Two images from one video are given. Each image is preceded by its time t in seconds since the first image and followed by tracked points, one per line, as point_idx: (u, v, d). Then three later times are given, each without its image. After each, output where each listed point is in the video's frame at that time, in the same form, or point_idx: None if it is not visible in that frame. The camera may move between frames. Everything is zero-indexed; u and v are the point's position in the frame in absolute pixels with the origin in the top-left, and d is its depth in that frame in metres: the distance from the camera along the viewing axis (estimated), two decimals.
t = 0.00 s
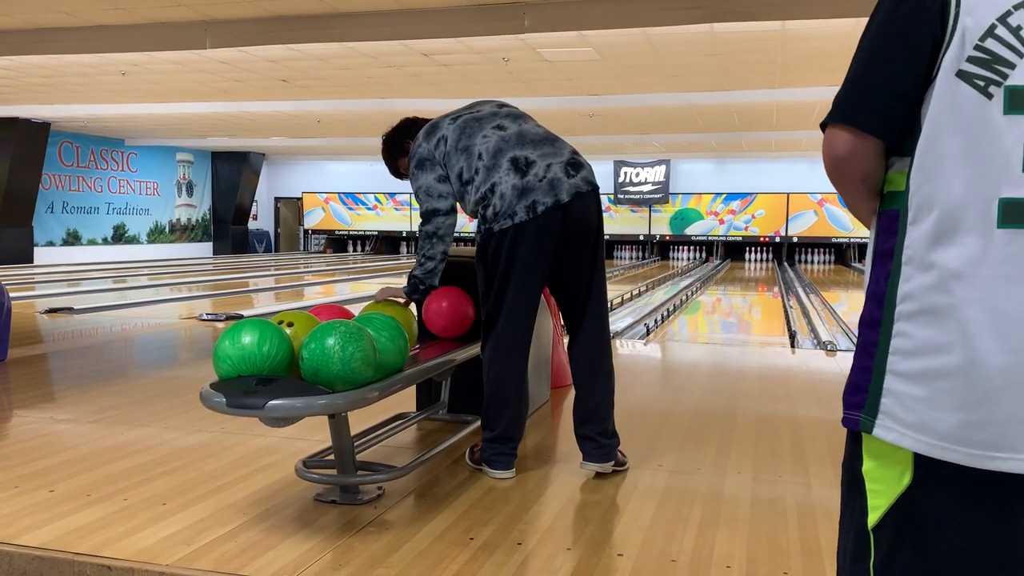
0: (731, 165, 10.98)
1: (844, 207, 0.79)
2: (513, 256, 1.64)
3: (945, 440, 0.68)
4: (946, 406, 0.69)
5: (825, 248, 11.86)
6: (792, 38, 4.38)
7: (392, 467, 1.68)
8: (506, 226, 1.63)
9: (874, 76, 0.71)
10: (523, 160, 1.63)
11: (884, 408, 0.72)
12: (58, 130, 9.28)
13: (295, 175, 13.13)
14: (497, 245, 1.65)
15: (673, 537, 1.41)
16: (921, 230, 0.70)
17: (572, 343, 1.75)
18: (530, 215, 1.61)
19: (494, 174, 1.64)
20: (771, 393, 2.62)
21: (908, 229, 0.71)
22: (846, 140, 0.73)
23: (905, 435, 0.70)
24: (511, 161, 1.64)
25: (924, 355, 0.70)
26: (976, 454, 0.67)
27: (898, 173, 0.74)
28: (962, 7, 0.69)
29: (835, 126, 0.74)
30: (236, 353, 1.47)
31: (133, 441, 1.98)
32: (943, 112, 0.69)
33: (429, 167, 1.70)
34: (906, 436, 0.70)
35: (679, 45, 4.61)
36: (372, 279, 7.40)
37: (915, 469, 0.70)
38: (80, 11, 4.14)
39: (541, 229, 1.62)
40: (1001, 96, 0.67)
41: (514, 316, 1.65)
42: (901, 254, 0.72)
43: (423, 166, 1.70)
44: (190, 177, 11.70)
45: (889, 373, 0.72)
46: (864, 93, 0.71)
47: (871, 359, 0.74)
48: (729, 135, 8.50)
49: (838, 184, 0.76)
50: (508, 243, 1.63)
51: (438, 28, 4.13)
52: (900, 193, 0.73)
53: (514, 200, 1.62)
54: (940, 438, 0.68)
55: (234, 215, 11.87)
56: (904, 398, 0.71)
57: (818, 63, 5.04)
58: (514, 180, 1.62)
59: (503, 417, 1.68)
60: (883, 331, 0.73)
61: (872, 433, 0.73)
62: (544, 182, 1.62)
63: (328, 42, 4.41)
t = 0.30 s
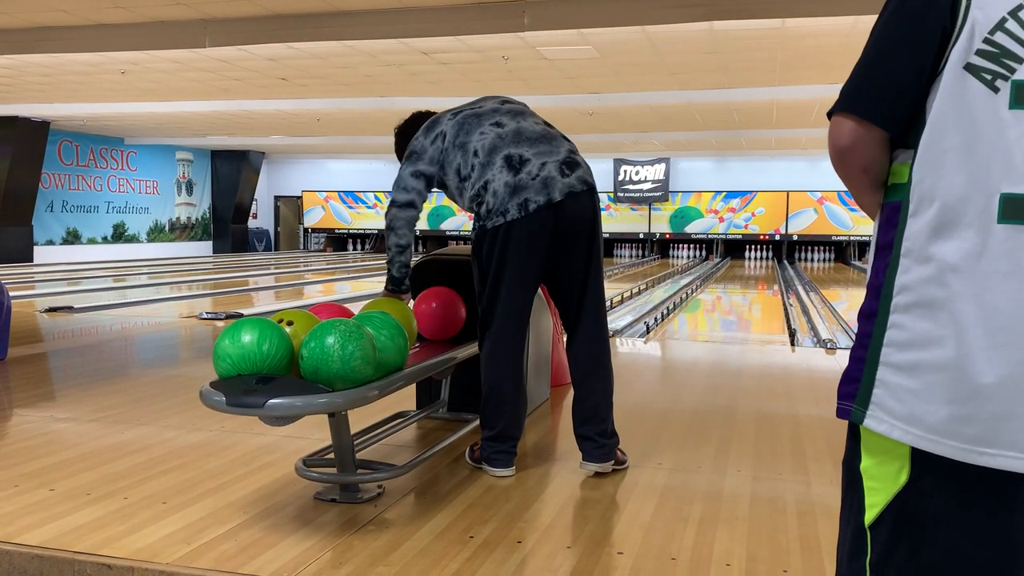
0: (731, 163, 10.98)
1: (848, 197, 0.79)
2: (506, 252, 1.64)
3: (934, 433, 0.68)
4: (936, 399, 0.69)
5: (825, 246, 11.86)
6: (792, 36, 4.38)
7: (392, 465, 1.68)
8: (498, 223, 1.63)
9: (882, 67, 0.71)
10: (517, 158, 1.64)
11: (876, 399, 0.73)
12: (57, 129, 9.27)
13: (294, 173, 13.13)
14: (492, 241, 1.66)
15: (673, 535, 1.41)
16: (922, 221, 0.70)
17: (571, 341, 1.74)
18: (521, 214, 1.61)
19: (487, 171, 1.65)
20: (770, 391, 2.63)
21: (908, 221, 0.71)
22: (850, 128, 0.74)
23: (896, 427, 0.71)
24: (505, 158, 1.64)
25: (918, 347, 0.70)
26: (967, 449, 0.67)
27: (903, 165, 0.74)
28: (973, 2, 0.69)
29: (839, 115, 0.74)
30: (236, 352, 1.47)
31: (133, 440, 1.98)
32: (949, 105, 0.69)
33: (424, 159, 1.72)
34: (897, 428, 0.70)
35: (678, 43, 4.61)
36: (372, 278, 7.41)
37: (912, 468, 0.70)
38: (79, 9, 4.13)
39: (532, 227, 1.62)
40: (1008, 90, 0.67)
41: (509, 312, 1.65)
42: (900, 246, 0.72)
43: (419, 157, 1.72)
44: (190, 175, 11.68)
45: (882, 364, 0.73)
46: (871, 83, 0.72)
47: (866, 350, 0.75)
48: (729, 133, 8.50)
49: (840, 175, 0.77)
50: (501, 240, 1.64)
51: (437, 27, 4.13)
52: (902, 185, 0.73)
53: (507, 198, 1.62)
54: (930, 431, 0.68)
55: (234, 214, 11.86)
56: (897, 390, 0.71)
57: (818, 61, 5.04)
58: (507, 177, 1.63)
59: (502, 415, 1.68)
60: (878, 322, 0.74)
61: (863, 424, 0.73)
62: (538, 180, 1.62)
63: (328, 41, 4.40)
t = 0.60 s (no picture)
0: (731, 161, 10.97)
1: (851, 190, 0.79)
2: (503, 248, 1.63)
3: (935, 429, 0.68)
4: (937, 394, 0.69)
5: (825, 244, 11.86)
6: (792, 34, 4.38)
7: (392, 464, 1.68)
8: (494, 220, 1.63)
9: (895, 56, 0.71)
10: (514, 156, 1.64)
11: (877, 392, 0.73)
12: (57, 127, 9.27)
13: (294, 172, 13.13)
14: (487, 238, 1.66)
15: (673, 533, 1.41)
16: (930, 214, 0.70)
17: (570, 339, 1.74)
18: (517, 211, 1.61)
19: (484, 169, 1.66)
20: (770, 389, 2.63)
21: (916, 213, 0.71)
22: (858, 117, 0.73)
23: (898, 423, 0.71)
24: (501, 156, 1.65)
25: (921, 341, 0.70)
26: (967, 445, 0.67)
27: (909, 156, 0.74)
28: None
29: (847, 103, 0.74)
30: (236, 350, 1.47)
31: (133, 439, 1.98)
32: (960, 97, 0.69)
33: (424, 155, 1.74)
34: (898, 423, 0.71)
35: (678, 41, 4.61)
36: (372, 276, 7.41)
37: (914, 465, 0.70)
38: (79, 8, 4.12)
39: (527, 224, 1.62)
40: (1021, 83, 0.67)
41: (508, 308, 1.65)
42: (906, 238, 0.72)
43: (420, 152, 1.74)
44: (190, 174, 11.68)
45: (885, 358, 0.73)
46: (881, 73, 0.71)
47: (868, 343, 0.75)
48: (728, 131, 8.49)
49: (847, 166, 0.76)
50: (496, 238, 1.64)
51: (438, 25, 4.14)
52: (910, 176, 0.73)
53: (502, 195, 1.62)
54: (931, 426, 0.69)
55: (233, 213, 11.86)
56: (899, 383, 0.72)
57: (818, 59, 5.04)
58: (502, 175, 1.63)
59: (502, 415, 1.68)
60: (882, 315, 0.74)
61: (864, 418, 0.73)
62: (534, 178, 1.62)
63: (327, 39, 4.40)
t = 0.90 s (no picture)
0: (731, 159, 10.96)
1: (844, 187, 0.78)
2: (501, 246, 1.63)
3: (943, 432, 0.68)
4: (946, 397, 0.69)
5: (825, 242, 11.85)
6: (793, 32, 4.37)
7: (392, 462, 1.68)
8: (492, 218, 1.63)
9: (901, 51, 0.70)
10: (514, 153, 1.64)
11: (882, 395, 0.72)
12: (57, 126, 9.26)
13: (294, 170, 13.12)
14: (485, 236, 1.66)
15: (673, 532, 1.41)
16: (938, 214, 0.70)
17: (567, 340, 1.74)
18: (514, 209, 1.61)
19: (483, 165, 1.66)
20: (770, 388, 2.62)
21: (921, 212, 0.71)
22: (862, 115, 0.72)
23: (903, 425, 0.70)
24: (502, 152, 1.65)
25: (927, 344, 0.70)
26: (974, 448, 0.67)
27: (912, 154, 0.73)
28: None
29: (850, 101, 0.73)
30: (235, 349, 1.47)
31: (133, 437, 1.98)
32: (969, 94, 0.69)
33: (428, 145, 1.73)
34: (904, 425, 0.70)
35: (678, 40, 4.60)
36: (372, 275, 7.40)
37: (902, 458, 0.71)
38: (78, 6, 4.12)
39: (525, 222, 1.62)
40: None
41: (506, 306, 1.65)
42: (911, 238, 0.71)
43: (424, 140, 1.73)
44: (190, 173, 11.67)
45: (891, 360, 0.72)
46: (891, 67, 0.70)
47: (872, 344, 0.74)
48: (729, 130, 8.48)
49: (845, 164, 0.75)
50: (494, 238, 1.64)
51: (438, 24, 4.14)
52: (913, 175, 0.72)
53: (501, 192, 1.62)
54: (937, 429, 0.68)
55: (233, 211, 11.85)
56: (905, 386, 0.71)
57: (819, 57, 5.02)
58: (501, 172, 1.63)
59: (500, 414, 1.69)
60: (886, 317, 0.73)
61: (867, 420, 0.72)
62: (533, 178, 1.62)
63: (327, 37, 4.39)
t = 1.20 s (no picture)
0: (732, 158, 10.95)
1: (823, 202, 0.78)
2: (505, 250, 1.63)
3: (940, 442, 0.68)
4: (938, 407, 0.69)
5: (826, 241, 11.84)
6: (793, 31, 4.37)
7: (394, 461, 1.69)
8: (501, 216, 1.62)
9: (859, 72, 0.70)
10: (522, 152, 1.64)
11: (877, 408, 0.72)
12: (57, 125, 9.26)
13: (294, 170, 13.13)
14: (493, 234, 1.64)
15: (674, 532, 1.41)
16: (911, 228, 0.70)
17: (569, 342, 1.74)
18: (525, 207, 1.60)
19: (492, 163, 1.64)
20: (771, 387, 2.62)
21: (894, 227, 0.71)
22: (827, 138, 0.73)
23: (900, 436, 0.70)
24: (511, 151, 1.64)
25: (913, 356, 0.70)
26: (972, 456, 0.67)
27: (880, 167, 0.73)
28: None
29: (814, 125, 0.73)
30: (237, 348, 1.47)
31: (134, 436, 1.98)
32: (930, 109, 0.69)
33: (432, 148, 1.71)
34: (899, 437, 0.70)
35: (678, 39, 4.60)
36: (373, 274, 7.40)
37: (895, 460, 0.71)
38: (79, 5, 4.12)
39: (535, 221, 1.61)
40: (991, 91, 0.67)
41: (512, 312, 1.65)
42: (887, 252, 0.72)
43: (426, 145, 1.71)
44: (191, 172, 11.67)
45: (881, 374, 0.72)
46: (848, 92, 0.71)
47: (860, 358, 0.74)
48: (729, 129, 8.48)
49: (819, 183, 0.76)
50: (501, 234, 1.63)
51: (438, 23, 4.15)
52: (882, 189, 0.72)
53: (511, 190, 1.61)
54: (932, 438, 0.68)
55: (234, 210, 11.85)
56: (897, 399, 0.71)
57: (819, 56, 5.02)
58: (512, 169, 1.62)
59: (500, 414, 1.69)
60: (870, 331, 0.73)
61: (865, 434, 0.72)
62: (543, 176, 1.62)
63: (328, 36, 4.39)
